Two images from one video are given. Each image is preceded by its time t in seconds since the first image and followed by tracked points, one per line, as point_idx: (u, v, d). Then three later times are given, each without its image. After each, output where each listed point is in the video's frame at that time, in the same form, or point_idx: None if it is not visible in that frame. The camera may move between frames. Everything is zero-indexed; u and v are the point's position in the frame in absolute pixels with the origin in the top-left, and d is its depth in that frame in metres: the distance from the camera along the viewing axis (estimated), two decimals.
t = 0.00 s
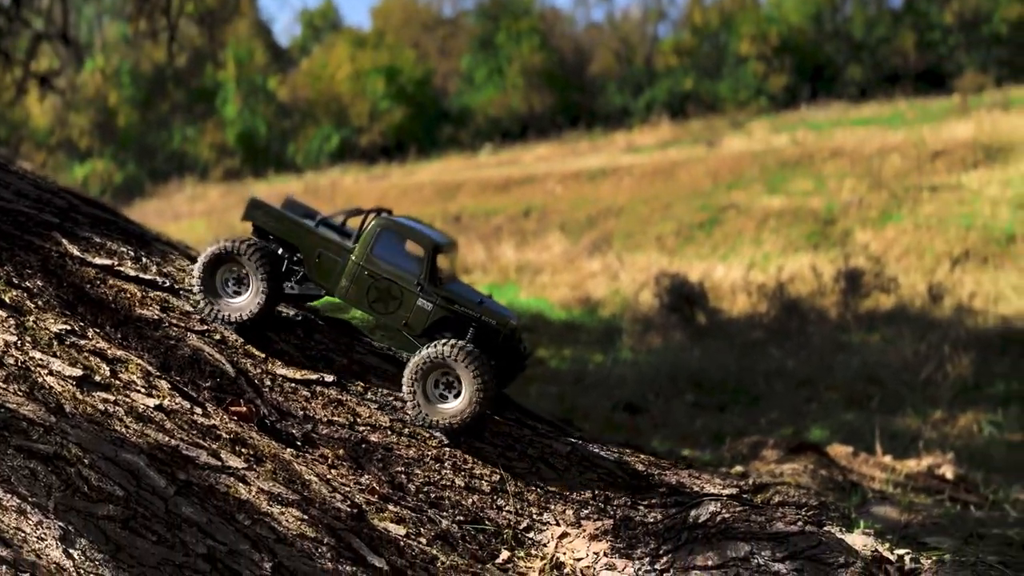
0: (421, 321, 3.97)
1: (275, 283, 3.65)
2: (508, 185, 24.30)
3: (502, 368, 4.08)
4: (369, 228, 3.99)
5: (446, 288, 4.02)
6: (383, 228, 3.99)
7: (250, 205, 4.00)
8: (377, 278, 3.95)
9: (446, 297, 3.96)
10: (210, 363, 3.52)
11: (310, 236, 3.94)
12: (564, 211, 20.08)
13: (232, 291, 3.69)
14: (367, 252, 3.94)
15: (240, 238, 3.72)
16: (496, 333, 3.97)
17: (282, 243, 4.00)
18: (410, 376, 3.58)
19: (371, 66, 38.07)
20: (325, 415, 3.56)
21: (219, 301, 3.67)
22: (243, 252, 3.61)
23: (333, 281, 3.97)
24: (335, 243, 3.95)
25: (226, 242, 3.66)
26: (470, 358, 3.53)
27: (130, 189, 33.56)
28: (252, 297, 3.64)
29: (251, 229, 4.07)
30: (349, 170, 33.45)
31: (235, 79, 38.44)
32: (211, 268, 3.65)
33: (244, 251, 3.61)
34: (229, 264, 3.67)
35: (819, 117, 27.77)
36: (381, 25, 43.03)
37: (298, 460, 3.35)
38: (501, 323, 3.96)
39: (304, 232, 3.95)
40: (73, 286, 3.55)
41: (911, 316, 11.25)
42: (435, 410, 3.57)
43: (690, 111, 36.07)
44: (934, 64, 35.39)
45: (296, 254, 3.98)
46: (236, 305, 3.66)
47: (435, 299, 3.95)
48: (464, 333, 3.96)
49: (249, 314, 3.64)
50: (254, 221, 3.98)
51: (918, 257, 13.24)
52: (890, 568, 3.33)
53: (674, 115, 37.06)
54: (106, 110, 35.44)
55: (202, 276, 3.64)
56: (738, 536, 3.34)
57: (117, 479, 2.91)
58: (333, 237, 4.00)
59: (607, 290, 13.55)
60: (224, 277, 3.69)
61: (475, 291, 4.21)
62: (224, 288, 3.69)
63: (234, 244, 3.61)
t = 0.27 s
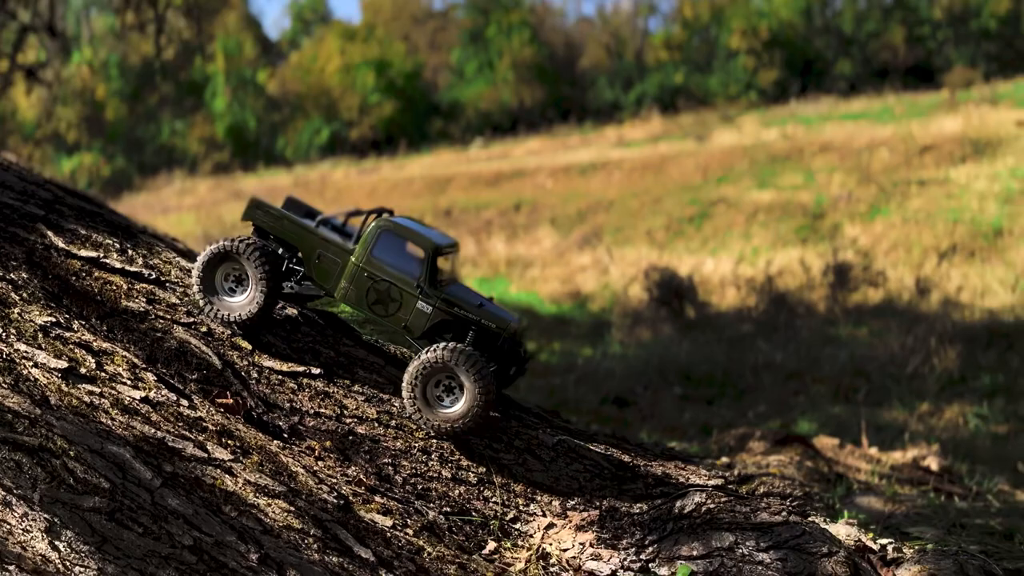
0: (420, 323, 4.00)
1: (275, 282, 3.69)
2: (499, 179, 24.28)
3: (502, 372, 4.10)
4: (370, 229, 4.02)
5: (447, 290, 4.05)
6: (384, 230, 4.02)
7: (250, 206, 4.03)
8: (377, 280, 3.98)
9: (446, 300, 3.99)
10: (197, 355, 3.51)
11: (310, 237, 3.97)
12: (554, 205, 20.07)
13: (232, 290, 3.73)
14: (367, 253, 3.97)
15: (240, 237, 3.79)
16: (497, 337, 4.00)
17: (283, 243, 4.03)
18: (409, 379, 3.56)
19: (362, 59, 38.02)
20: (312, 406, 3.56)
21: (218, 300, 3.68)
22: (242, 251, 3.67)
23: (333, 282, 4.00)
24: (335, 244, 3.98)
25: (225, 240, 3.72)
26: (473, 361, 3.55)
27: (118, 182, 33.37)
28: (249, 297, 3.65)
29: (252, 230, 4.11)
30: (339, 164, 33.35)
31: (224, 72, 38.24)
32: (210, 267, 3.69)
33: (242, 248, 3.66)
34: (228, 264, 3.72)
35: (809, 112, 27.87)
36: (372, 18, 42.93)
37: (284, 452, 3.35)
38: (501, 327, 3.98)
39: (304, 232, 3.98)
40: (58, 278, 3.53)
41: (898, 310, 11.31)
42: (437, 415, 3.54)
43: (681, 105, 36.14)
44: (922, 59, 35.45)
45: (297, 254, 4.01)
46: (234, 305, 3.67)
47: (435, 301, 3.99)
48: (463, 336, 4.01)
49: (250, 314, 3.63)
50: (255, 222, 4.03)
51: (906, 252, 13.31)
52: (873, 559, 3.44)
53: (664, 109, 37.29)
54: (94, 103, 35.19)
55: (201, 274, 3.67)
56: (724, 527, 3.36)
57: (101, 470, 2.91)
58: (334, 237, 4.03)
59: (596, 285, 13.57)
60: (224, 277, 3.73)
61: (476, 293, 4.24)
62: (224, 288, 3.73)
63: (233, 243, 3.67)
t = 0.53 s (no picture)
0: (422, 322, 3.95)
1: (277, 282, 3.66)
2: (491, 174, 24.26)
3: (503, 372, 4.07)
4: (371, 228, 3.95)
5: (448, 290, 4.01)
6: (386, 229, 3.96)
7: (250, 204, 3.95)
8: (379, 280, 3.92)
9: (448, 299, 3.96)
10: (190, 353, 3.51)
11: (311, 236, 3.90)
12: (546, 201, 20.07)
13: (233, 289, 3.68)
14: (369, 252, 3.91)
15: (241, 236, 3.74)
16: (499, 337, 3.99)
17: (283, 241, 3.96)
18: (416, 381, 3.53)
19: (352, 54, 37.94)
20: (306, 404, 3.55)
21: (219, 300, 3.65)
22: (244, 251, 3.64)
23: (334, 282, 3.94)
24: (336, 243, 3.92)
25: (226, 240, 3.67)
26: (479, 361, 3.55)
27: (108, 178, 33.19)
28: (252, 296, 3.62)
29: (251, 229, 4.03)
30: (330, 160, 33.25)
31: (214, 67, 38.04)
32: (212, 267, 3.65)
33: (243, 249, 3.63)
34: (229, 263, 3.67)
35: (800, 108, 27.96)
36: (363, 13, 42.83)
37: (279, 450, 3.35)
38: (504, 326, 3.98)
39: (305, 232, 3.91)
40: (50, 276, 3.51)
41: (889, 306, 11.36)
42: (445, 416, 3.53)
43: (672, 101, 36.32)
44: (913, 55, 34.69)
45: (298, 252, 3.94)
46: (237, 304, 3.64)
47: (437, 301, 3.94)
48: (465, 335, 3.98)
49: (254, 311, 3.62)
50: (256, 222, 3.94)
51: (896, 247, 13.36)
52: (866, 554, 3.46)
53: (656, 105, 37.45)
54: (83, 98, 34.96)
55: (203, 274, 3.63)
56: (717, 522, 3.38)
57: (95, 469, 2.90)
58: (336, 236, 3.96)
59: (588, 280, 13.59)
60: (225, 276, 3.68)
61: (476, 292, 4.21)
62: (225, 288, 3.69)
63: (235, 243, 3.63)
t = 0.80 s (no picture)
0: (415, 319, 3.93)
1: (269, 281, 3.64)
2: (483, 172, 24.26)
3: (496, 368, 4.06)
4: (364, 225, 3.92)
5: (440, 288, 3.99)
6: (379, 227, 3.93)
7: (241, 202, 3.91)
8: (372, 278, 3.89)
9: (440, 297, 3.94)
10: (183, 351, 3.50)
11: (303, 234, 3.86)
12: (538, 199, 20.08)
13: (225, 287, 3.67)
14: (361, 250, 3.88)
15: (232, 234, 3.71)
16: (493, 335, 3.97)
17: (275, 240, 3.92)
18: (411, 380, 3.52)
19: (345, 52, 37.88)
20: (299, 401, 3.55)
21: (212, 299, 3.63)
22: (235, 249, 3.61)
23: (326, 279, 3.91)
24: (328, 241, 3.88)
25: (219, 238, 3.64)
26: (474, 360, 3.55)
27: (99, 176, 33.05)
28: (244, 295, 3.61)
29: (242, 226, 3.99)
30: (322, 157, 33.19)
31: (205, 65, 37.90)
32: (204, 265, 3.63)
33: (235, 247, 3.60)
34: (222, 262, 3.64)
35: (791, 105, 28.05)
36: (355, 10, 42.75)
37: (272, 447, 3.35)
38: (496, 323, 3.97)
39: (297, 229, 3.87)
40: (42, 274, 3.50)
41: (879, 302, 11.41)
42: (441, 415, 3.54)
43: (664, 98, 36.41)
44: (902, 53, 34.69)
45: (290, 250, 3.90)
46: (229, 303, 3.62)
47: (429, 299, 3.92)
48: (458, 333, 3.95)
49: (246, 309, 3.60)
50: (248, 219, 3.90)
51: (887, 244, 13.42)
52: (856, 549, 3.48)
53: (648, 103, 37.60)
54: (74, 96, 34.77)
55: (195, 272, 3.62)
56: (709, 518, 3.40)
57: (88, 466, 2.90)
58: (328, 234, 3.92)
59: (581, 278, 13.61)
60: (217, 275, 3.66)
61: (468, 290, 4.20)
62: (216, 286, 3.67)
63: (227, 241, 3.61)
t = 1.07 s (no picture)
0: (406, 319, 3.90)
1: (259, 280, 3.66)
2: (476, 170, 24.26)
3: (489, 368, 4.04)
4: (354, 225, 3.92)
5: (432, 287, 3.96)
6: (369, 226, 3.92)
7: (233, 203, 3.95)
8: (362, 277, 3.88)
9: (431, 296, 3.91)
10: (174, 351, 3.50)
11: (294, 234, 3.88)
12: (531, 198, 20.10)
13: (216, 287, 3.69)
14: (351, 250, 3.88)
15: (222, 234, 3.73)
16: (483, 333, 3.95)
17: (266, 240, 3.95)
18: (403, 380, 3.53)
19: (337, 50, 37.82)
20: (289, 401, 3.56)
21: (203, 299, 3.65)
22: (225, 249, 3.63)
23: (317, 279, 3.92)
24: (319, 241, 3.90)
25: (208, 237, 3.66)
26: (464, 359, 3.57)
27: (91, 175, 32.94)
28: (235, 294, 3.62)
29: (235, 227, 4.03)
30: (314, 157, 33.15)
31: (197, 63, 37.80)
32: (195, 265, 3.65)
33: (225, 246, 3.62)
34: (211, 261, 3.66)
35: (783, 104, 28.13)
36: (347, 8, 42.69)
37: (263, 447, 3.35)
38: (487, 323, 3.93)
39: (287, 229, 3.89)
40: (31, 274, 3.50)
41: (870, 301, 11.46)
42: (432, 414, 3.56)
43: (657, 98, 36.46)
44: (894, 52, 34.70)
45: (281, 251, 3.93)
46: (219, 303, 3.64)
47: (420, 298, 3.89)
48: (448, 332, 3.92)
49: (236, 309, 3.61)
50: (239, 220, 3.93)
51: (878, 243, 13.47)
52: (845, 546, 3.50)
53: (641, 101, 37.69)
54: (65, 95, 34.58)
55: (185, 272, 3.64)
56: (698, 516, 3.42)
57: (78, 467, 2.90)
58: (319, 234, 3.94)
59: (573, 277, 13.64)
60: (208, 275, 3.68)
61: (462, 290, 4.17)
62: (207, 286, 3.69)
63: (217, 240, 3.63)
